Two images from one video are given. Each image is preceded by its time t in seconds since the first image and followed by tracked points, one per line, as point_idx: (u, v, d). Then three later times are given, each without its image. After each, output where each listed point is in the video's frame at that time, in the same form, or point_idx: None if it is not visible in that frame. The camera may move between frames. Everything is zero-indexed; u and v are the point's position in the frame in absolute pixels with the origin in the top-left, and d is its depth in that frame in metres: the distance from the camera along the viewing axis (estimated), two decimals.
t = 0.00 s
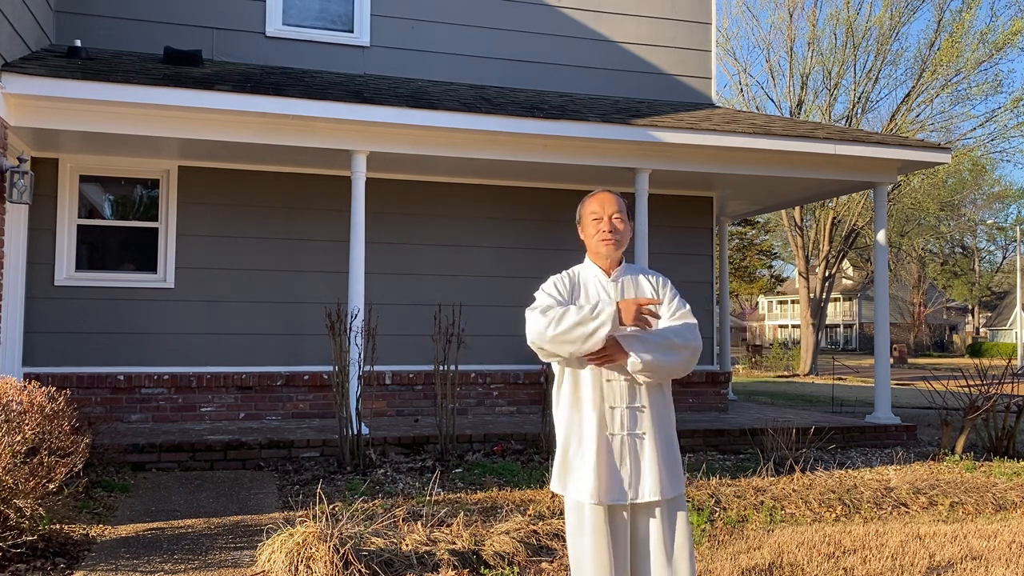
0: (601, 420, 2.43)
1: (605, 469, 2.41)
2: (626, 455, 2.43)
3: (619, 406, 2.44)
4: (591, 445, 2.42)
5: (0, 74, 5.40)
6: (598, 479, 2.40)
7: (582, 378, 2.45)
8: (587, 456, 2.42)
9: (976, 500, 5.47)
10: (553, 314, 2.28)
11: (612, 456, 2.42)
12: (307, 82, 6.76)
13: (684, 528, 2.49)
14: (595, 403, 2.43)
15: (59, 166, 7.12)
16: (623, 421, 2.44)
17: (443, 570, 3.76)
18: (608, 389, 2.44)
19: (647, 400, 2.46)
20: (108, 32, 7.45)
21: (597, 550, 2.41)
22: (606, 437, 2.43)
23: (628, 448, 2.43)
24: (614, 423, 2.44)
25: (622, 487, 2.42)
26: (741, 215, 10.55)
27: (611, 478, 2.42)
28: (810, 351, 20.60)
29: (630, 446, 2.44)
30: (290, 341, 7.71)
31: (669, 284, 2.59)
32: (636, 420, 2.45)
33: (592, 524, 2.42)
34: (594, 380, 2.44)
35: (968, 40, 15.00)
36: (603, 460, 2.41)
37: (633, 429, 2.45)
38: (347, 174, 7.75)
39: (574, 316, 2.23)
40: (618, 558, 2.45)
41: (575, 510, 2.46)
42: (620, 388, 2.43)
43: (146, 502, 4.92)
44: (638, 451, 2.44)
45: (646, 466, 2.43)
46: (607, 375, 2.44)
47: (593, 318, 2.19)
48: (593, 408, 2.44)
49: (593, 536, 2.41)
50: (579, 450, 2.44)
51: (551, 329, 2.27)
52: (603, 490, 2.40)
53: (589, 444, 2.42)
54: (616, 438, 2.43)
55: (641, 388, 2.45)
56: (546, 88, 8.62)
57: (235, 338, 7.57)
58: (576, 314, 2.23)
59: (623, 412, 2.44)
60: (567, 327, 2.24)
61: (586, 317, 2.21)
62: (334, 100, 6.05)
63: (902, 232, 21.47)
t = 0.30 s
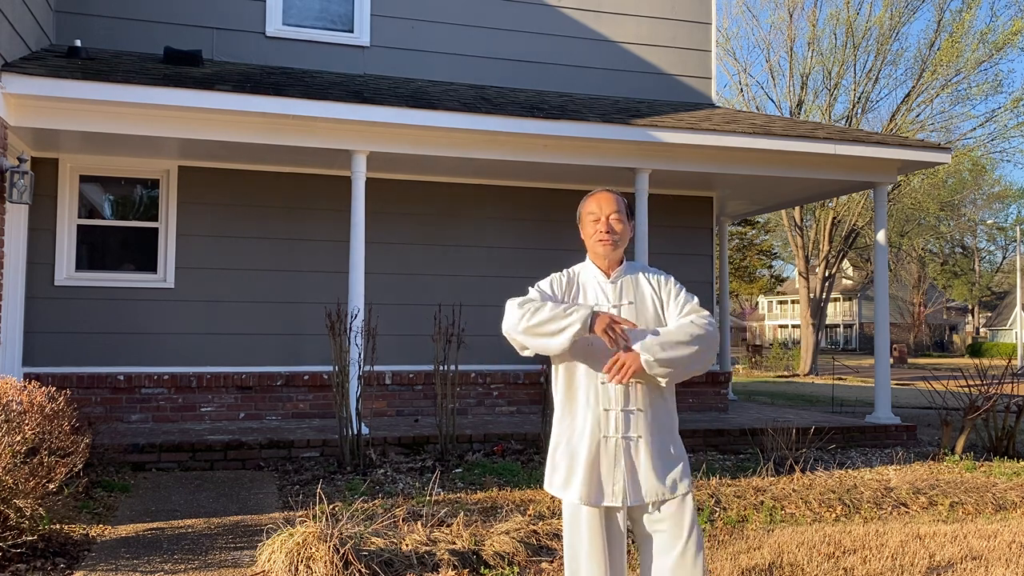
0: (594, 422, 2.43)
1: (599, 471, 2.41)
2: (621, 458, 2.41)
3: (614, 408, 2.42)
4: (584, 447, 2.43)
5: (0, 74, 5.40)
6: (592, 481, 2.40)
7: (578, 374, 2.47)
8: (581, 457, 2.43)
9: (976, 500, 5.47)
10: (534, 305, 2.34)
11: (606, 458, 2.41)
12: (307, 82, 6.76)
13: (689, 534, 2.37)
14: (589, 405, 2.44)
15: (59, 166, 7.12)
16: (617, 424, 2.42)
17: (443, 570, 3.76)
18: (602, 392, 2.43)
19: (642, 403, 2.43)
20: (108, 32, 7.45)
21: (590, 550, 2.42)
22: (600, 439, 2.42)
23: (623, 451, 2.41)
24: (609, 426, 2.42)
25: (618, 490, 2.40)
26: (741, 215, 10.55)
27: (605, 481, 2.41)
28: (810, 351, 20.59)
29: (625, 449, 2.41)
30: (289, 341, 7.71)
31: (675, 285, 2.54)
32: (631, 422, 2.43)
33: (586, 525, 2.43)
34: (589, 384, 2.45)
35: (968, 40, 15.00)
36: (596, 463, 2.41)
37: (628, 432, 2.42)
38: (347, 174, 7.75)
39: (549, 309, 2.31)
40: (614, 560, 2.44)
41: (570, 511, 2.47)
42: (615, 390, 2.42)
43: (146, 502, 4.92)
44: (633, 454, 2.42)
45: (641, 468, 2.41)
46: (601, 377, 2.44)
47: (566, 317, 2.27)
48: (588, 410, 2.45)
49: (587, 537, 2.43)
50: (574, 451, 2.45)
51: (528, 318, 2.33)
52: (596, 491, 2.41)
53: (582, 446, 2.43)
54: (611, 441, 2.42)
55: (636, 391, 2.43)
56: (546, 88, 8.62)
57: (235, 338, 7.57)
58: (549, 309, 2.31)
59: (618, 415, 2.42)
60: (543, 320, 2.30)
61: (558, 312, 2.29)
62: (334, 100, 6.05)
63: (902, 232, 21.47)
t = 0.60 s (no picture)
0: (607, 423, 2.43)
1: (610, 472, 2.42)
2: (634, 460, 2.42)
3: (626, 410, 2.43)
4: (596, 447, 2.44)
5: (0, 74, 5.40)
6: (603, 481, 2.41)
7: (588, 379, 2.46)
8: (592, 458, 2.44)
9: (976, 500, 5.47)
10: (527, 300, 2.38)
11: (619, 460, 2.42)
12: (307, 82, 6.77)
13: (698, 535, 2.43)
14: (602, 405, 2.44)
15: (59, 166, 7.12)
16: (631, 426, 2.43)
17: (443, 570, 3.76)
18: (615, 393, 2.44)
19: (654, 405, 2.45)
20: (108, 32, 7.45)
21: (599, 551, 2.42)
22: (613, 441, 2.43)
23: (636, 453, 2.42)
24: (622, 427, 2.43)
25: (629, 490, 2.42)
26: (741, 215, 10.55)
27: (616, 481, 2.42)
28: (811, 351, 20.59)
29: (638, 451, 2.43)
30: (289, 341, 7.71)
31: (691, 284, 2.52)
32: (644, 424, 2.44)
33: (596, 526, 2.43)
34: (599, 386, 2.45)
35: (968, 40, 15.01)
36: (607, 464, 2.42)
37: (640, 434, 2.43)
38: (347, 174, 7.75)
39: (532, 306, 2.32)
40: (622, 560, 2.45)
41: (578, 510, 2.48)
42: (627, 392, 2.43)
43: (146, 502, 4.92)
44: (645, 456, 2.43)
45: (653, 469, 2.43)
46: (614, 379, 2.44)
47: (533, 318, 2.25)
48: (600, 411, 2.45)
49: (597, 537, 2.42)
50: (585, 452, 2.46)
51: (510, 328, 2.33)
52: (607, 492, 2.42)
53: (594, 447, 2.44)
54: (623, 443, 2.43)
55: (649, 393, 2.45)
56: (546, 88, 8.62)
57: (235, 338, 7.57)
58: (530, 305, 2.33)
59: (630, 416, 2.43)
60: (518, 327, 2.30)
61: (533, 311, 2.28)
62: (335, 100, 6.05)
63: (902, 232, 21.47)
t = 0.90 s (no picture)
0: (644, 427, 2.46)
1: (644, 476, 2.44)
2: (669, 463, 2.46)
3: (664, 414, 2.46)
4: (631, 451, 2.46)
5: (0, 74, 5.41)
6: (637, 485, 2.44)
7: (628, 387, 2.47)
8: (626, 461, 2.46)
9: (976, 500, 5.47)
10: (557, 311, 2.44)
11: (653, 464, 2.45)
12: (307, 82, 6.77)
13: (722, 537, 2.49)
14: (640, 410, 2.46)
15: (59, 166, 7.12)
16: (667, 430, 2.46)
17: (443, 570, 3.76)
18: (653, 398, 2.46)
19: (690, 409, 2.49)
20: (108, 32, 7.45)
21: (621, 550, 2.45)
22: (649, 445, 2.45)
23: (671, 457, 2.46)
24: (658, 432, 2.46)
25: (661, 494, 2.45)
26: (741, 215, 10.55)
27: (649, 485, 2.45)
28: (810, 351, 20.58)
29: (673, 456, 2.46)
30: (290, 341, 7.71)
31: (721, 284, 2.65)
32: (679, 429, 2.48)
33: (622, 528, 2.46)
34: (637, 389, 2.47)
35: (968, 40, 15.01)
36: (642, 469, 2.44)
37: (675, 438, 2.47)
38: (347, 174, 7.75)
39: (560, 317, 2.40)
40: (645, 562, 2.48)
41: (606, 513, 2.49)
42: (664, 397, 2.46)
43: (146, 502, 4.92)
44: (678, 459, 2.47)
45: (685, 474, 2.47)
46: (653, 383, 2.46)
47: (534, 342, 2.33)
48: (637, 415, 2.47)
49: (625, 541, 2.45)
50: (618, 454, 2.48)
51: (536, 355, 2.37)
52: (640, 495, 2.44)
53: (628, 451, 2.46)
54: (658, 447, 2.46)
55: (687, 397, 2.49)
56: (546, 88, 8.63)
57: (236, 338, 7.57)
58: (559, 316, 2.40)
59: (666, 420, 2.46)
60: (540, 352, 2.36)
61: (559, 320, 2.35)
62: (335, 100, 6.05)
63: (902, 232, 21.47)
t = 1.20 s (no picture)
0: (683, 426, 2.48)
1: (683, 475, 2.46)
2: (707, 464, 2.47)
3: (705, 412, 2.48)
4: (669, 449, 2.47)
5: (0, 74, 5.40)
6: (675, 484, 2.46)
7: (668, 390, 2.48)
8: (664, 460, 2.48)
9: (976, 500, 5.47)
10: (597, 314, 2.49)
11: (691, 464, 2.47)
12: (307, 82, 6.77)
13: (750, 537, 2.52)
14: (679, 409, 2.48)
15: (58, 166, 7.12)
16: (706, 430, 2.48)
17: (443, 570, 3.76)
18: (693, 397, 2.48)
19: (730, 410, 2.50)
20: (108, 32, 7.45)
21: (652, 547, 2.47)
22: (688, 444, 2.47)
23: (709, 456, 2.47)
24: (698, 431, 2.48)
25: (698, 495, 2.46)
26: (741, 215, 10.55)
27: (686, 485, 2.46)
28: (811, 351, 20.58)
29: (711, 456, 2.48)
30: (290, 341, 7.71)
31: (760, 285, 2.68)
32: (718, 429, 2.49)
33: (655, 526, 2.48)
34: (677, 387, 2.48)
35: (968, 40, 15.00)
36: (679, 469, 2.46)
37: (715, 438, 2.48)
38: (348, 174, 7.75)
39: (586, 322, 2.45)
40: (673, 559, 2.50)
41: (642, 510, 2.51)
42: (704, 396, 2.48)
43: (146, 502, 4.92)
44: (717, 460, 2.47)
45: (723, 475, 2.48)
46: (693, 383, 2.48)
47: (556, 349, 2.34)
48: (676, 414, 2.48)
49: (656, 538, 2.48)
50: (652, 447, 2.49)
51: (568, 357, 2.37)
52: (676, 494, 2.45)
53: (666, 450, 2.48)
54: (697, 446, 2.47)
55: (727, 397, 2.50)
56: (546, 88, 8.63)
57: (236, 338, 7.57)
58: (589, 322, 2.45)
59: (706, 420, 2.48)
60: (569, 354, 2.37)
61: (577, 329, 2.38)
62: (334, 100, 6.05)
63: (902, 232, 21.47)
